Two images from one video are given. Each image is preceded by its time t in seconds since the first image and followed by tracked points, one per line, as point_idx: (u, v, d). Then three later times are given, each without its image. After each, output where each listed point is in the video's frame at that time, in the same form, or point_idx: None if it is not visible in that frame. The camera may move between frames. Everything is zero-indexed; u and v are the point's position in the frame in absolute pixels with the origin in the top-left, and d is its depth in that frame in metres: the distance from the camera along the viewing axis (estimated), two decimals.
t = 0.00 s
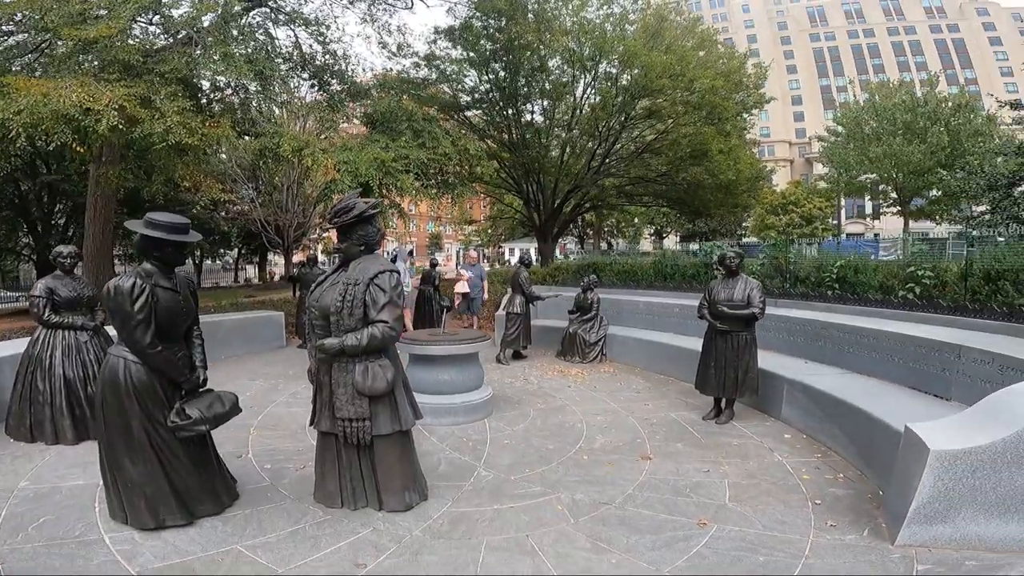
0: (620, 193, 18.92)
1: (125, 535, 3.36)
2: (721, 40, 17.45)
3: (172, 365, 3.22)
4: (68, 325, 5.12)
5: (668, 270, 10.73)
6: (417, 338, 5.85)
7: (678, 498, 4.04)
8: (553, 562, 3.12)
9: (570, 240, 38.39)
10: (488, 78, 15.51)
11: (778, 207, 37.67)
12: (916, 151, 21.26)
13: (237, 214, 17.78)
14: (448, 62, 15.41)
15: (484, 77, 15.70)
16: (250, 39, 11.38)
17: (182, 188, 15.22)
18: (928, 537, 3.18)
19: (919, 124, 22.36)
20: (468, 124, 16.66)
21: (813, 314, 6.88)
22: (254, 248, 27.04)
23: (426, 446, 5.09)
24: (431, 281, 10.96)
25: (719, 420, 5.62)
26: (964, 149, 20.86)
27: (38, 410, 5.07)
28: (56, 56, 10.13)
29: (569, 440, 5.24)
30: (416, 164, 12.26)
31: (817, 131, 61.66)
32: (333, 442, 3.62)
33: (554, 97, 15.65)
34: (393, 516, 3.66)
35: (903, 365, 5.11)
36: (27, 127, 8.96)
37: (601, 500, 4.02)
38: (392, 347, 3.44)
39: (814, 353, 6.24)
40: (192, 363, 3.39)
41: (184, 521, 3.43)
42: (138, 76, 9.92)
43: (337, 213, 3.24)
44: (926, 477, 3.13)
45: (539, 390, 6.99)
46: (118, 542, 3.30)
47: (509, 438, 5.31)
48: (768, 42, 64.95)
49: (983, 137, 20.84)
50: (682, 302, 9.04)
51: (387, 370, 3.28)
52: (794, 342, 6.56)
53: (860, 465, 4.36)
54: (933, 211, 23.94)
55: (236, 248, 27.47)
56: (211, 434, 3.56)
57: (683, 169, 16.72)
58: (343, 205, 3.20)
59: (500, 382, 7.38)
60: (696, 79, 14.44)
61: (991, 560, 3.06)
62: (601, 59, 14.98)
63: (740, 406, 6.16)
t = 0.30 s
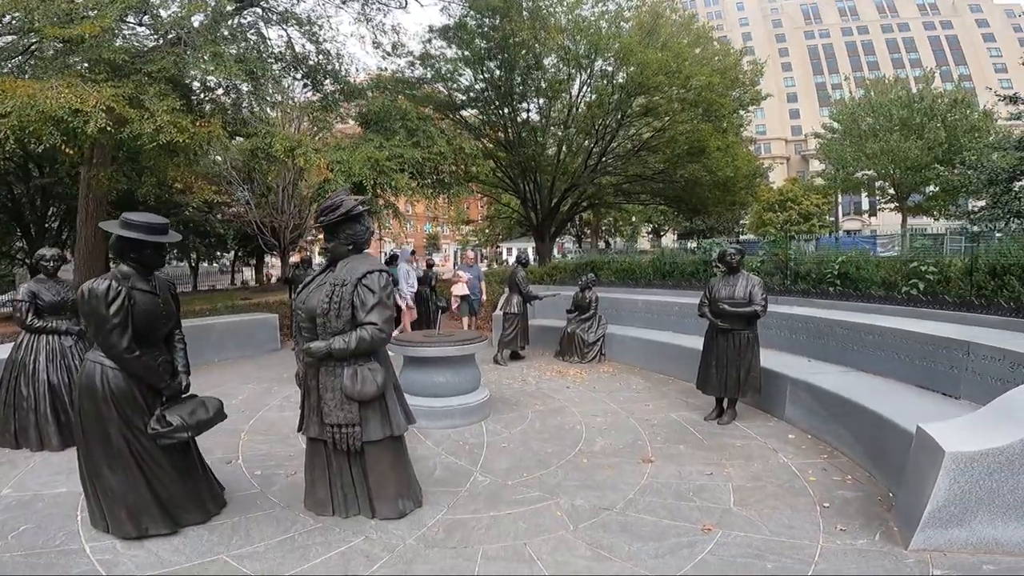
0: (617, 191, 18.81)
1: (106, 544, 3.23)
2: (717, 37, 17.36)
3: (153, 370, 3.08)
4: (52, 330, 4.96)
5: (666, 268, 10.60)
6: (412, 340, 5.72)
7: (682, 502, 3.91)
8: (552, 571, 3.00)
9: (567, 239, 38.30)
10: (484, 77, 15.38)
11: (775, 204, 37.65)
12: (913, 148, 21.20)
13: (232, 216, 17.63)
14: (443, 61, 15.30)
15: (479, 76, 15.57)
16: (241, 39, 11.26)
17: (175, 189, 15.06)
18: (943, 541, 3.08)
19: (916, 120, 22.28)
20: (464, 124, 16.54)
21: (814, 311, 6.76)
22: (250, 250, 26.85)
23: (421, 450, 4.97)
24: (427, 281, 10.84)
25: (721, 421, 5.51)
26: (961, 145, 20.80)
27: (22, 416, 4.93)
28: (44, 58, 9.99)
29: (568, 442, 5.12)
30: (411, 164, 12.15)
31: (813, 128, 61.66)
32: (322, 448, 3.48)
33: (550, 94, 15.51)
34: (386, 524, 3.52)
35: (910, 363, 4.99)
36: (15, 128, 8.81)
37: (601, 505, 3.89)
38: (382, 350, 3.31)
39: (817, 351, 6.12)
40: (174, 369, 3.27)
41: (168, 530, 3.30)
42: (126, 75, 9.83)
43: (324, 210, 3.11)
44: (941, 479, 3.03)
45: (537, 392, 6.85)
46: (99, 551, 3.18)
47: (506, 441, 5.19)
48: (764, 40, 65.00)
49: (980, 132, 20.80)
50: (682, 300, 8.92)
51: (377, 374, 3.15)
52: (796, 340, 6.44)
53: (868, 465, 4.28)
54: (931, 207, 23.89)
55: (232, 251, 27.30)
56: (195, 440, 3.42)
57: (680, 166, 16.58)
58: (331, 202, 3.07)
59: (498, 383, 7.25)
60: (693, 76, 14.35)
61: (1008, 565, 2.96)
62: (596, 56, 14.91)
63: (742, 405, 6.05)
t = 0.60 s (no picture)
0: (616, 189, 18.66)
1: (76, 553, 3.08)
2: (716, 33, 17.20)
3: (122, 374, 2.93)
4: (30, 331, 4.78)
5: (664, 267, 10.46)
6: (404, 340, 5.52)
7: (679, 510, 3.77)
8: None
9: (565, 237, 38.19)
10: (481, 74, 15.22)
11: (773, 202, 37.54)
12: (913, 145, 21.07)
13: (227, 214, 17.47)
14: (440, 58, 15.14)
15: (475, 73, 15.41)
16: (234, 35, 11.11)
17: (169, 188, 14.90)
18: (952, 552, 2.94)
19: (916, 117, 22.13)
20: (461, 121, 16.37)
21: (816, 311, 6.62)
22: (247, 248, 26.68)
23: (412, 454, 4.82)
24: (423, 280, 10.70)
25: (721, 423, 5.38)
26: (961, 143, 20.67)
27: None
28: (34, 53, 9.84)
29: (563, 446, 4.98)
30: (406, 161, 12.00)
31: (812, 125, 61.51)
32: (304, 454, 3.33)
33: (547, 91, 15.35)
34: (371, 533, 3.37)
35: (916, 365, 4.85)
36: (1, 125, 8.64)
37: (595, 513, 3.75)
38: (366, 353, 3.15)
39: (820, 352, 5.98)
40: (146, 373, 3.12)
41: (142, 538, 3.14)
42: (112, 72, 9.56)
43: (304, 207, 2.95)
44: (953, 488, 2.89)
45: (533, 393, 6.71)
46: (67, 560, 3.02)
47: (499, 444, 5.05)
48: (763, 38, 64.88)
49: (980, 129, 20.67)
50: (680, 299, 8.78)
51: (359, 378, 3.00)
52: (798, 340, 6.29)
53: (874, 470, 4.14)
54: (931, 205, 23.76)
55: (228, 249, 27.13)
56: (170, 446, 3.27)
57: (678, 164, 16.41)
58: (310, 198, 2.91)
59: (492, 384, 7.11)
60: (692, 73, 14.21)
61: None
62: (594, 52, 14.76)
63: (742, 407, 5.92)
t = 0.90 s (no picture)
0: (614, 191, 18.56)
1: (48, 560, 2.96)
2: (715, 35, 17.13)
3: (95, 378, 2.83)
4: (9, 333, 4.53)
5: (662, 270, 10.36)
6: (397, 344, 5.36)
7: (677, 520, 3.65)
8: None
9: (563, 239, 38.13)
10: (479, 75, 15.12)
11: (771, 205, 37.50)
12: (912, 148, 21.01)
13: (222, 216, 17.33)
14: (437, 58, 15.05)
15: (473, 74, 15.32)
16: (230, 34, 11.04)
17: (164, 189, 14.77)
18: (960, 565, 2.83)
19: (914, 120, 22.07)
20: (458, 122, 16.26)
21: (816, 315, 6.52)
22: (243, 249, 26.53)
23: (403, 461, 4.70)
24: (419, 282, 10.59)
25: (719, 430, 5.27)
26: (960, 145, 20.62)
27: None
28: (28, 52, 9.74)
29: (558, 453, 4.86)
30: (402, 161, 11.90)
31: (810, 128, 61.54)
32: (287, 462, 3.21)
33: (545, 92, 15.25)
34: (358, 543, 3.24)
35: (920, 371, 4.76)
36: None
37: (590, 524, 3.62)
38: (352, 358, 3.03)
39: (820, 357, 5.87)
40: (122, 378, 3.01)
41: (116, 547, 3.02)
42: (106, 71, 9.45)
43: (287, 207, 2.83)
44: (962, 500, 2.77)
45: (528, 398, 6.59)
46: (37, 569, 2.90)
47: (493, 451, 4.93)
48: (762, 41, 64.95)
49: (979, 133, 20.61)
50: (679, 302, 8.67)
51: (344, 384, 2.88)
52: (798, 345, 6.18)
53: (877, 478, 4.04)
54: (930, 208, 23.70)
55: (225, 250, 26.98)
56: (147, 452, 3.16)
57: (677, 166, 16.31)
58: (294, 198, 2.79)
59: (487, 388, 6.99)
60: (690, 74, 14.14)
61: None
62: (592, 53, 14.68)
63: (740, 413, 5.81)
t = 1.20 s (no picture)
0: (614, 191, 18.42)
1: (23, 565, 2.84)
2: (717, 34, 17.02)
3: (72, 379, 2.73)
4: None
5: (663, 270, 10.24)
6: (392, 345, 5.22)
7: (680, 529, 3.53)
8: None
9: (563, 239, 38.04)
10: (480, 74, 14.99)
11: (771, 207, 37.41)
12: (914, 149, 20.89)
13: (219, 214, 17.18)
14: (437, 57, 14.93)
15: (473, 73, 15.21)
16: (229, 31, 10.99)
17: (161, 187, 14.64)
18: None
19: (917, 121, 21.96)
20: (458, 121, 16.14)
21: (819, 317, 6.41)
22: (241, 248, 26.38)
23: (397, 465, 4.58)
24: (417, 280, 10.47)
25: (722, 434, 5.15)
26: (963, 147, 20.51)
27: None
28: (25, 48, 9.66)
29: (557, 457, 4.74)
30: (401, 160, 11.79)
31: (810, 130, 61.47)
32: (276, 468, 3.08)
33: (546, 91, 15.15)
34: (348, 552, 3.11)
35: (928, 375, 4.65)
36: None
37: (591, 532, 3.50)
38: (344, 361, 2.91)
39: (824, 360, 5.76)
40: (102, 380, 2.91)
41: (94, 553, 2.89)
42: (103, 67, 9.41)
43: (276, 202, 2.70)
44: (981, 509, 2.66)
45: (527, 400, 6.47)
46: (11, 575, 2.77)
47: (490, 455, 4.81)
48: (762, 42, 64.93)
49: (982, 134, 20.50)
50: (680, 303, 8.55)
51: (334, 387, 2.75)
52: (802, 347, 6.06)
53: (886, 485, 3.93)
54: (931, 210, 23.59)
55: (222, 249, 26.83)
56: (128, 455, 3.04)
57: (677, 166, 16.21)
58: (283, 193, 2.66)
59: (485, 390, 6.87)
60: (692, 74, 14.05)
61: None
62: (593, 52, 14.58)
63: (743, 417, 5.69)
